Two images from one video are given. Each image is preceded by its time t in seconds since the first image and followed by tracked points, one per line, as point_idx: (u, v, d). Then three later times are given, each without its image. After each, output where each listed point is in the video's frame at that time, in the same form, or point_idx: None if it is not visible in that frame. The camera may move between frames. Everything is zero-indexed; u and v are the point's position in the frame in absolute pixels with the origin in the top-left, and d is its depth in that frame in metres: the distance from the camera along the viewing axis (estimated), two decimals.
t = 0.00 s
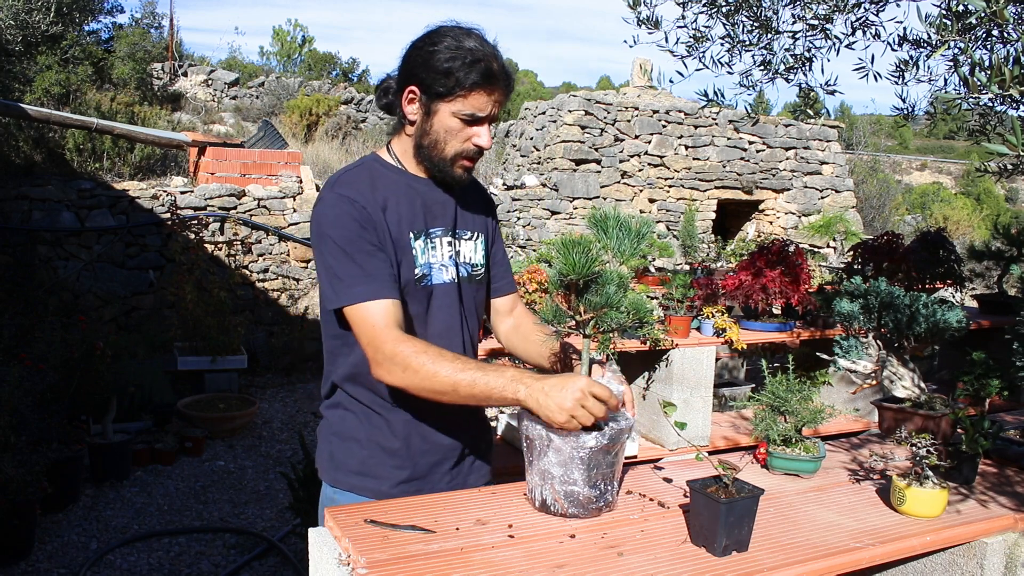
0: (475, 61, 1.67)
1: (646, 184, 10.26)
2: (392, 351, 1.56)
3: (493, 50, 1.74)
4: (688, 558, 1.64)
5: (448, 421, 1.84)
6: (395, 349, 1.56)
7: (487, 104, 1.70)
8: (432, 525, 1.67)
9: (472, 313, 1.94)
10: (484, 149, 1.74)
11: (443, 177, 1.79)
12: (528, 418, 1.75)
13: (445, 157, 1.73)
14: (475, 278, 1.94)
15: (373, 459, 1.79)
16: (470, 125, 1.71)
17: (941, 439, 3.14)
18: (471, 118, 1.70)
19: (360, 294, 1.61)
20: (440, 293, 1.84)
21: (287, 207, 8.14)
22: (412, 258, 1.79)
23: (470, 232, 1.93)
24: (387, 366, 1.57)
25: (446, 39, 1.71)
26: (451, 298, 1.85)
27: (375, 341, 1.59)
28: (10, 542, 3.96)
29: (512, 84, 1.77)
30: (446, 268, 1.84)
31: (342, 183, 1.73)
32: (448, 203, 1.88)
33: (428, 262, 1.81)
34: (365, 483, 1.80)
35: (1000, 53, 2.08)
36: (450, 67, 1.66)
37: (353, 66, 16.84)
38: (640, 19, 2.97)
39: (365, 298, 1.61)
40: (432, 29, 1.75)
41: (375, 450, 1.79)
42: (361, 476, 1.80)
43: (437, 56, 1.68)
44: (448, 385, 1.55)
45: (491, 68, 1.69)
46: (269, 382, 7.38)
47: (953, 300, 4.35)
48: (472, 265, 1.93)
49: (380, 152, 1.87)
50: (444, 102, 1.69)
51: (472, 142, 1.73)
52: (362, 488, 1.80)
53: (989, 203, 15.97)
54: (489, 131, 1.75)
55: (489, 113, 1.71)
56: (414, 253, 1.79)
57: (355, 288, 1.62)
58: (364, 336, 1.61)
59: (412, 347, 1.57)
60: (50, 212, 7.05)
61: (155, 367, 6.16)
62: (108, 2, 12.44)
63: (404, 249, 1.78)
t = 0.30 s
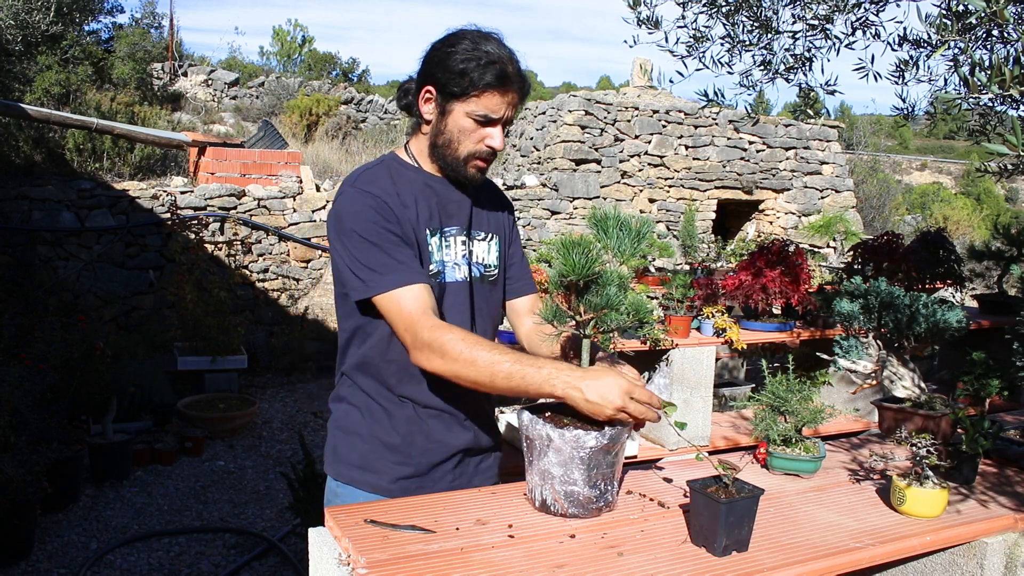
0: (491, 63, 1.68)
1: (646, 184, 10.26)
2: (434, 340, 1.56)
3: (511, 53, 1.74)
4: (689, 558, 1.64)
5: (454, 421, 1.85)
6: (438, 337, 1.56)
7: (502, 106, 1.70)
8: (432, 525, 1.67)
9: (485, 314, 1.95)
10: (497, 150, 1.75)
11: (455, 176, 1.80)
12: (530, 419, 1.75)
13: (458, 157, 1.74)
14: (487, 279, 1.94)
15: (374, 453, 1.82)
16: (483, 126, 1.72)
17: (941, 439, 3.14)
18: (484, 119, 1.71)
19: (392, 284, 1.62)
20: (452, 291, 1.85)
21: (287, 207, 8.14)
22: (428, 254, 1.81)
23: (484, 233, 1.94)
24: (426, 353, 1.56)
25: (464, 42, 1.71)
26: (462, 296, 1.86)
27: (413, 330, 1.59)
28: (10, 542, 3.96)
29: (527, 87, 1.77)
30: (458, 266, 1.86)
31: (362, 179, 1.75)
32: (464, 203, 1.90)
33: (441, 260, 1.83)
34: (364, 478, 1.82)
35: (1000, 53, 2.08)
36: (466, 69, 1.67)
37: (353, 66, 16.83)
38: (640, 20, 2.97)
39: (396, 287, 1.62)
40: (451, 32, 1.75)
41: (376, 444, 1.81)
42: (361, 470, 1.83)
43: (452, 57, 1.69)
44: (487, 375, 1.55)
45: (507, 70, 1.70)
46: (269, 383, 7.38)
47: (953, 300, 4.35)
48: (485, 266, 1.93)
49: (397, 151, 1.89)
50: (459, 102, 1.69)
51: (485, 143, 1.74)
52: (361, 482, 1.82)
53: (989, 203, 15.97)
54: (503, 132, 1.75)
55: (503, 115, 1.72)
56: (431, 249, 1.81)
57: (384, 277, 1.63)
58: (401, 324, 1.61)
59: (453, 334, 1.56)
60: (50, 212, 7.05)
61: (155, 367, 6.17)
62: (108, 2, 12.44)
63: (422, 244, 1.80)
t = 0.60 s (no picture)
0: (500, 66, 1.70)
1: (646, 184, 10.26)
2: (347, 340, 1.61)
3: (520, 58, 1.76)
4: (689, 558, 1.64)
5: (461, 421, 1.88)
6: (349, 338, 1.61)
7: (509, 108, 1.71)
8: (432, 525, 1.67)
9: (492, 315, 1.95)
10: (504, 153, 1.76)
11: (465, 179, 1.82)
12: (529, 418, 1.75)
13: (465, 158, 1.76)
14: (497, 280, 1.95)
15: (383, 453, 1.85)
16: (490, 127, 1.73)
17: (941, 439, 3.13)
18: (492, 121, 1.72)
19: (339, 284, 1.66)
20: (453, 292, 1.86)
21: (287, 207, 8.14)
22: (421, 253, 1.82)
23: (493, 235, 1.95)
24: (338, 352, 1.62)
25: (475, 46, 1.73)
26: (464, 296, 1.87)
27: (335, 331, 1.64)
28: (10, 542, 3.96)
29: (535, 92, 1.78)
30: (461, 266, 1.87)
31: (357, 180, 1.80)
32: (469, 206, 1.92)
33: (443, 259, 1.84)
34: (375, 478, 1.86)
35: (1000, 53, 2.08)
36: (474, 71, 1.69)
37: (353, 66, 16.83)
38: (640, 20, 2.97)
39: (344, 288, 1.66)
40: (463, 37, 1.77)
41: (385, 444, 1.85)
42: (372, 470, 1.86)
43: (462, 60, 1.71)
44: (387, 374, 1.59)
45: (515, 74, 1.71)
46: (269, 383, 7.38)
47: (954, 300, 4.34)
48: (494, 268, 1.94)
49: (408, 157, 1.94)
50: (467, 104, 1.71)
51: (492, 145, 1.75)
52: (372, 482, 1.86)
53: (989, 203, 15.97)
54: (510, 134, 1.76)
55: (510, 117, 1.73)
56: (425, 248, 1.83)
57: (338, 275, 1.66)
58: (328, 321, 1.67)
59: (363, 335, 1.62)
60: (50, 212, 7.05)
61: (155, 368, 6.17)
62: (108, 2, 12.44)
63: (417, 243, 1.82)
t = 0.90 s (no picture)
0: (509, 72, 1.71)
1: (646, 184, 10.26)
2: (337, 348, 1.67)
3: (529, 65, 1.77)
4: (689, 558, 1.64)
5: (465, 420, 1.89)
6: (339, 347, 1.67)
7: (517, 114, 1.72)
8: (432, 525, 1.67)
9: (497, 315, 1.94)
10: (511, 158, 1.76)
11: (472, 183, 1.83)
12: (531, 418, 1.75)
13: (472, 163, 1.76)
14: (503, 281, 1.95)
15: (386, 450, 1.87)
16: (498, 133, 1.74)
17: (941, 439, 3.13)
18: (500, 126, 1.72)
19: (334, 288, 1.71)
20: (455, 292, 1.86)
21: (287, 207, 8.13)
22: (421, 254, 1.83)
23: (499, 236, 1.95)
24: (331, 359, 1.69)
25: (484, 53, 1.74)
26: (467, 296, 1.87)
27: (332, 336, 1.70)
28: (10, 542, 3.96)
29: (544, 100, 1.79)
30: (464, 266, 1.86)
31: (360, 183, 1.84)
32: (474, 208, 1.92)
33: (445, 259, 1.84)
34: (378, 474, 1.87)
35: (1000, 53, 2.08)
36: (483, 77, 1.70)
37: (353, 66, 16.82)
38: (640, 20, 2.97)
39: (340, 293, 1.71)
40: (473, 44, 1.78)
41: (389, 441, 1.87)
42: (376, 466, 1.88)
43: (471, 67, 1.72)
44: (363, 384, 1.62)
45: (524, 81, 1.72)
46: (269, 382, 7.38)
47: (954, 300, 4.34)
48: (500, 268, 1.94)
49: (415, 160, 1.96)
50: (475, 109, 1.72)
51: (500, 150, 1.76)
52: (375, 478, 1.88)
53: (989, 203, 15.97)
54: (517, 140, 1.77)
55: (518, 123, 1.73)
56: (425, 249, 1.83)
57: (333, 280, 1.71)
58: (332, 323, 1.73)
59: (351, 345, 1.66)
60: (50, 212, 7.05)
61: (155, 368, 6.17)
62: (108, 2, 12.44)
63: (417, 243, 1.83)
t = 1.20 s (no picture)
0: (540, 81, 1.70)
1: (646, 184, 10.26)
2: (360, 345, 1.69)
3: (559, 74, 1.77)
4: (688, 558, 1.64)
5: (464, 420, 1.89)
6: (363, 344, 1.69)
7: (544, 123, 1.72)
8: (432, 525, 1.67)
9: (506, 318, 1.95)
10: (533, 166, 1.76)
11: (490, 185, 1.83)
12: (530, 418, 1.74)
13: (494, 167, 1.77)
14: (512, 283, 1.96)
15: (383, 446, 1.87)
16: (523, 139, 1.74)
17: (941, 439, 3.13)
18: (526, 133, 1.73)
19: (353, 282, 1.70)
20: (466, 291, 1.86)
21: (287, 207, 8.13)
22: (437, 252, 1.83)
23: (512, 239, 1.96)
24: (353, 355, 1.70)
25: (517, 58, 1.74)
26: (477, 296, 1.87)
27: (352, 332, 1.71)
28: (10, 542, 3.97)
29: (570, 111, 1.79)
30: (476, 266, 1.87)
31: (381, 176, 1.83)
32: (490, 210, 1.92)
33: (458, 259, 1.84)
34: (374, 469, 1.88)
35: (1000, 53, 2.08)
36: (514, 83, 1.70)
37: (352, 66, 16.83)
38: (640, 19, 2.97)
39: (360, 288, 1.70)
40: (506, 48, 1.78)
41: (386, 436, 1.87)
42: (373, 462, 1.89)
43: (504, 71, 1.72)
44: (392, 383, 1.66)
45: (554, 90, 1.72)
46: (269, 382, 7.38)
47: (954, 300, 4.34)
48: (511, 271, 1.95)
49: (434, 158, 1.96)
50: (503, 114, 1.72)
51: (522, 157, 1.76)
52: (372, 474, 1.88)
53: (989, 203, 15.97)
54: (541, 148, 1.78)
55: (543, 132, 1.74)
56: (441, 247, 1.83)
57: (352, 275, 1.70)
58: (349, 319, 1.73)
59: (377, 344, 1.69)
60: (50, 211, 7.05)
61: (155, 368, 6.17)
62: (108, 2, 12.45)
63: (434, 241, 1.83)
